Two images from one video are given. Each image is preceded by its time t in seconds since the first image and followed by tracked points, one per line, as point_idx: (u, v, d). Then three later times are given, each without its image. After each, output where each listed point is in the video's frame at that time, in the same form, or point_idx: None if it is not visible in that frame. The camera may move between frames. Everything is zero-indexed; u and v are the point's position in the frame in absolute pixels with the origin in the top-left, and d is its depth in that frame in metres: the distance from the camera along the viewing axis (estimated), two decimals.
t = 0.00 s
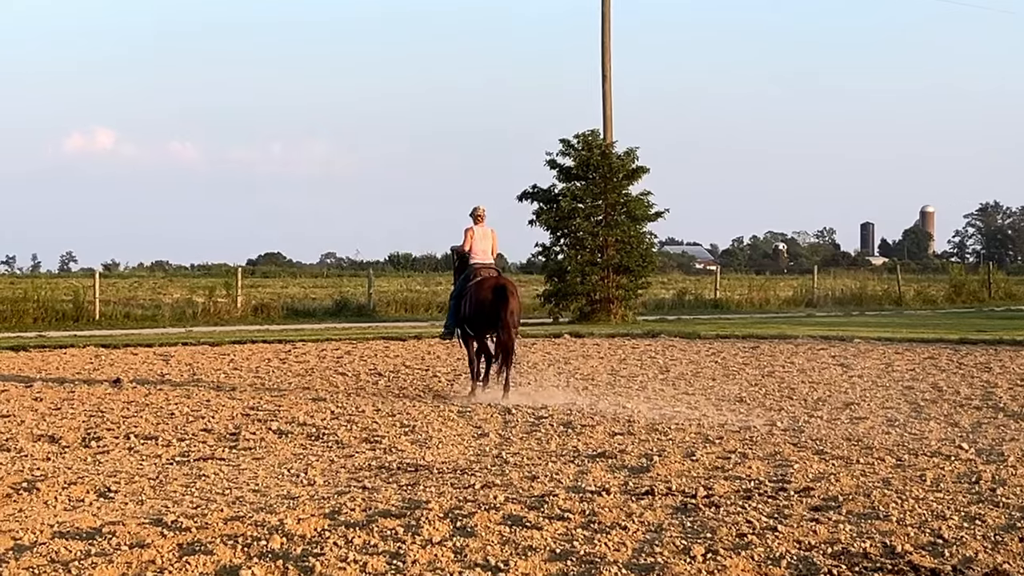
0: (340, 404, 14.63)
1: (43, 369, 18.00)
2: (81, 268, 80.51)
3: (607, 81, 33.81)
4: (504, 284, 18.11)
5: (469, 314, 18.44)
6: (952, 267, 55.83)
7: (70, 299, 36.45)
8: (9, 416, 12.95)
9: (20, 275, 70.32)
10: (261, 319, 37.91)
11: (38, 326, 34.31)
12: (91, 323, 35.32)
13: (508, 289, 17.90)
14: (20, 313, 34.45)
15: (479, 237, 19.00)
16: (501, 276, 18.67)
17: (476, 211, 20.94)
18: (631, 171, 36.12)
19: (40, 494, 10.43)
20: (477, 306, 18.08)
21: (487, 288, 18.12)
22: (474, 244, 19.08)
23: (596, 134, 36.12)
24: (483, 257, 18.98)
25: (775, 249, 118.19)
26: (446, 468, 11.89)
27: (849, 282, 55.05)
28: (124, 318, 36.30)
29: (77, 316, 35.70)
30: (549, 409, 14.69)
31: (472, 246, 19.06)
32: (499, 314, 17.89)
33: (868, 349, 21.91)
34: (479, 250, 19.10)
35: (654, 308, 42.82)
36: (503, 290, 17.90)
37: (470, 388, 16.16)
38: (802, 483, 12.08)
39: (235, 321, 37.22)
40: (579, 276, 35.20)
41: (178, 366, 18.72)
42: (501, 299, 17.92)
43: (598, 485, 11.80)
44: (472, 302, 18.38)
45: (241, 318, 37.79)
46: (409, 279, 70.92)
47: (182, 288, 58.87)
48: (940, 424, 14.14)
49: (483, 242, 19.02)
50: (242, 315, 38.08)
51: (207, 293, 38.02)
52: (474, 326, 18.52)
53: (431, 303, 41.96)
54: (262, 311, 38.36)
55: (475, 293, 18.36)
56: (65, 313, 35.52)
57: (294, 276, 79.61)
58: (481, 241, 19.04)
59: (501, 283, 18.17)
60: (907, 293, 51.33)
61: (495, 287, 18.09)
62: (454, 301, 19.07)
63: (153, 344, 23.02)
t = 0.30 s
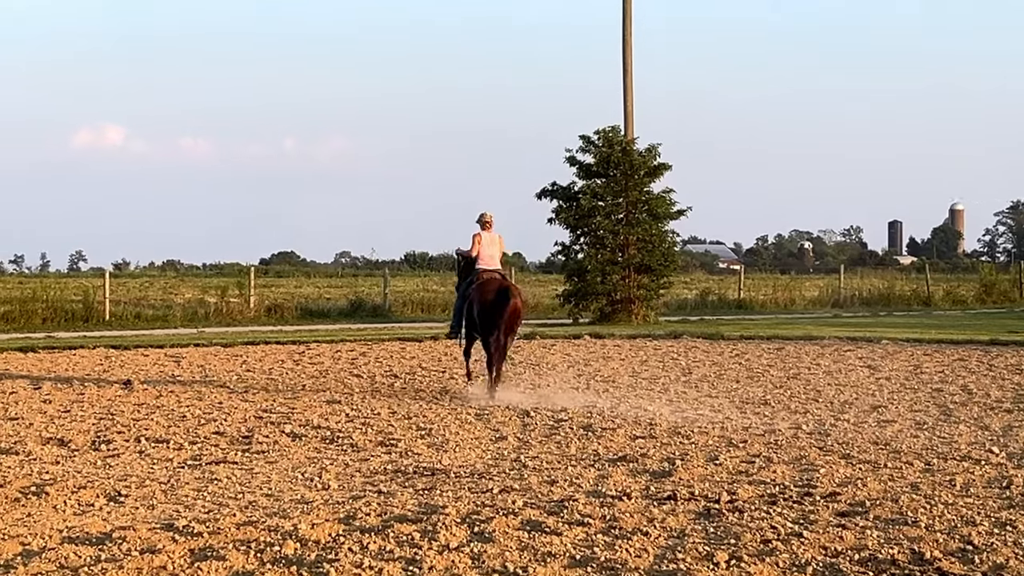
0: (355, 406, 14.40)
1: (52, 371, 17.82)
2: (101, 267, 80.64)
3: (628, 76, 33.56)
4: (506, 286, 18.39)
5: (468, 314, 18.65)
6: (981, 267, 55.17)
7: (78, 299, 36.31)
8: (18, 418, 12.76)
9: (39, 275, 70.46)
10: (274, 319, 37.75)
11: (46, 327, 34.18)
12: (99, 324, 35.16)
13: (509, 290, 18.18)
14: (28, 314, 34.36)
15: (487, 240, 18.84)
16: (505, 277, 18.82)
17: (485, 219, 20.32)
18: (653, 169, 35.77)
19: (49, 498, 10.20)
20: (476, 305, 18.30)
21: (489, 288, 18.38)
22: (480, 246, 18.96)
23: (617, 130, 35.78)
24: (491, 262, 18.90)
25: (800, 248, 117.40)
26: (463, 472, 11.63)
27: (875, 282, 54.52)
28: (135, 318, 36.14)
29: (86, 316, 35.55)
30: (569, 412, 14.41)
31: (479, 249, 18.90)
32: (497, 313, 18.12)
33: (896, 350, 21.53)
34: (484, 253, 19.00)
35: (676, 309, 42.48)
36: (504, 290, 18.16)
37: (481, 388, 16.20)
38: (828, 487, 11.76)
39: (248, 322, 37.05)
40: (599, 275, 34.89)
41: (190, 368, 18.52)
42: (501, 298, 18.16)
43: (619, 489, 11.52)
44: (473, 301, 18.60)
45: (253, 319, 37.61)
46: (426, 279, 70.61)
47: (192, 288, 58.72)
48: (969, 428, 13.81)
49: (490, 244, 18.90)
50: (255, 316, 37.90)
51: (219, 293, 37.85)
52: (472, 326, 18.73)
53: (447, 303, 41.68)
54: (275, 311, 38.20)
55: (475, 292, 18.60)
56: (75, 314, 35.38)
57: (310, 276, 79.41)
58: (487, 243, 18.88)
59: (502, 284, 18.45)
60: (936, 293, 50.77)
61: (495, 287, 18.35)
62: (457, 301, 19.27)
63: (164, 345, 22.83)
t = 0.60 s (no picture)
0: (363, 409, 14.17)
1: (55, 372, 17.64)
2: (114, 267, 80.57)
3: (641, 71, 33.27)
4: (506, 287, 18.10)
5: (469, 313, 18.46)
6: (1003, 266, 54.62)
7: (80, 300, 36.16)
8: (19, 421, 12.57)
9: (52, 275, 70.47)
10: (280, 320, 37.58)
11: (47, 328, 34.02)
12: (101, 324, 35.00)
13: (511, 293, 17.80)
14: (29, 314, 34.22)
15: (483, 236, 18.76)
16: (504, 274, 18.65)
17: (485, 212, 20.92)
18: (667, 166, 35.47)
19: (50, 503, 9.99)
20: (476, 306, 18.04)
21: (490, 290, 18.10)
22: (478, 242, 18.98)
23: (631, 127, 35.48)
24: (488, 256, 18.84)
25: (818, 246, 116.73)
26: (473, 476, 11.39)
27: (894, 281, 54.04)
28: (138, 319, 35.93)
29: (88, 316, 35.33)
30: (581, 414, 14.16)
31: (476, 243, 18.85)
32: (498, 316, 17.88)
33: (915, 352, 21.20)
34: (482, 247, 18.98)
35: (690, 309, 42.17)
36: (505, 294, 17.84)
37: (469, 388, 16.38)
38: (847, 492, 11.49)
39: (253, 322, 36.87)
40: (612, 275, 34.64)
41: (194, 369, 18.32)
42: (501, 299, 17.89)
43: (633, 494, 11.28)
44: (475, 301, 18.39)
45: (259, 319, 37.42)
46: (437, 279, 70.35)
47: (196, 288, 58.57)
48: (991, 431, 13.51)
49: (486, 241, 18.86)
50: (261, 316, 37.74)
51: (224, 294, 37.64)
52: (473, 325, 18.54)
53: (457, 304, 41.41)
54: (281, 312, 38.03)
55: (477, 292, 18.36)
56: (76, 314, 35.18)
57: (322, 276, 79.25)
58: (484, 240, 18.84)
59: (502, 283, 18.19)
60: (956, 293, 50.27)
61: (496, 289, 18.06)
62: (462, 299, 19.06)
63: (167, 346, 22.64)
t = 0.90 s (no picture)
0: (375, 411, 13.96)
1: (61, 374, 17.49)
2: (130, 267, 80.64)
3: (659, 66, 33.00)
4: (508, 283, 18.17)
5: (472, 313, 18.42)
6: None
7: (87, 300, 36.07)
8: (24, 424, 12.41)
9: (68, 275, 70.59)
10: (290, 320, 37.43)
11: (52, 329, 33.94)
12: (107, 324, 34.90)
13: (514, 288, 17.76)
14: (35, 315, 34.15)
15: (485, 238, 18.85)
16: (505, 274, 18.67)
17: (487, 214, 20.89)
18: (685, 163, 35.15)
19: (56, 507, 9.79)
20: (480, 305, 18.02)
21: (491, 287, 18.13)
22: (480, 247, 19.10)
23: (648, 123, 35.17)
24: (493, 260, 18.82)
25: (841, 246, 115.95)
26: (487, 481, 11.17)
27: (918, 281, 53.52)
28: (145, 319, 35.78)
29: (94, 317, 35.21)
30: (597, 417, 13.92)
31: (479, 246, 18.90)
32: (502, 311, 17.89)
33: (940, 354, 20.86)
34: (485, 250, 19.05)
35: (710, 309, 41.85)
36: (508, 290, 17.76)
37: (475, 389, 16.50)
38: (869, 497, 11.22)
39: (263, 323, 36.73)
40: (630, 274, 34.39)
41: (203, 371, 18.15)
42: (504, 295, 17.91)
43: (650, 498, 11.03)
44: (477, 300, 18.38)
45: (269, 320, 37.26)
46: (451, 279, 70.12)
47: (205, 288, 58.53)
48: (1017, 434, 13.20)
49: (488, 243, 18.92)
50: (271, 316, 37.60)
51: (233, 294, 37.50)
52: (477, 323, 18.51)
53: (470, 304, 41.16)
54: (291, 313, 37.88)
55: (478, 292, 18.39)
56: (83, 315, 35.06)
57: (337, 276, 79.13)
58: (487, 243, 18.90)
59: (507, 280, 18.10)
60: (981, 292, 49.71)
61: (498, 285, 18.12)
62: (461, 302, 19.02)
63: (176, 347, 22.49)
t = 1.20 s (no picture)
0: (387, 414, 13.75)
1: (70, 375, 17.33)
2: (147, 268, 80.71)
3: (678, 61, 32.77)
4: (514, 284, 18.58)
5: (471, 313, 18.72)
6: None
7: (94, 301, 35.96)
8: (30, 426, 12.23)
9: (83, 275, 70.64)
10: (300, 321, 37.28)
11: (59, 330, 33.82)
12: (115, 325, 34.78)
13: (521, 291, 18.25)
14: (40, 315, 34.03)
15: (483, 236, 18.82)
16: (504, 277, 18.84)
17: (485, 216, 20.74)
18: (704, 160, 34.87)
19: (62, 511, 9.59)
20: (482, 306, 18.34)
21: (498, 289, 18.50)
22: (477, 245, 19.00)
23: (666, 120, 34.91)
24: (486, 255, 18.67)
25: (863, 245, 115.25)
26: (502, 485, 10.95)
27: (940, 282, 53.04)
28: (153, 320, 35.62)
29: (102, 318, 35.07)
30: (614, 420, 13.68)
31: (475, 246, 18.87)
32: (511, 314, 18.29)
33: (964, 355, 20.54)
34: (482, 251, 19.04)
35: (729, 310, 41.53)
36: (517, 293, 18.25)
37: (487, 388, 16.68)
38: (892, 501, 10.95)
39: (273, 324, 36.56)
40: (647, 274, 34.13)
41: (212, 372, 17.97)
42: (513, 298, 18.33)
43: (668, 503, 10.80)
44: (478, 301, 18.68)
45: (279, 321, 37.07)
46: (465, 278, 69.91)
47: (213, 288, 58.43)
48: None
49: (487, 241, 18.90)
50: (281, 317, 37.45)
51: (242, 294, 37.32)
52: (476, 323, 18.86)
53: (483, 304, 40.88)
54: (301, 313, 37.74)
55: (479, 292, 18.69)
56: (90, 315, 34.93)
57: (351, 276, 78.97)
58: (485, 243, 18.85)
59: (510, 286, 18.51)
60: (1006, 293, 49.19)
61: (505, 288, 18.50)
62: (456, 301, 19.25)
63: (185, 348, 22.32)
